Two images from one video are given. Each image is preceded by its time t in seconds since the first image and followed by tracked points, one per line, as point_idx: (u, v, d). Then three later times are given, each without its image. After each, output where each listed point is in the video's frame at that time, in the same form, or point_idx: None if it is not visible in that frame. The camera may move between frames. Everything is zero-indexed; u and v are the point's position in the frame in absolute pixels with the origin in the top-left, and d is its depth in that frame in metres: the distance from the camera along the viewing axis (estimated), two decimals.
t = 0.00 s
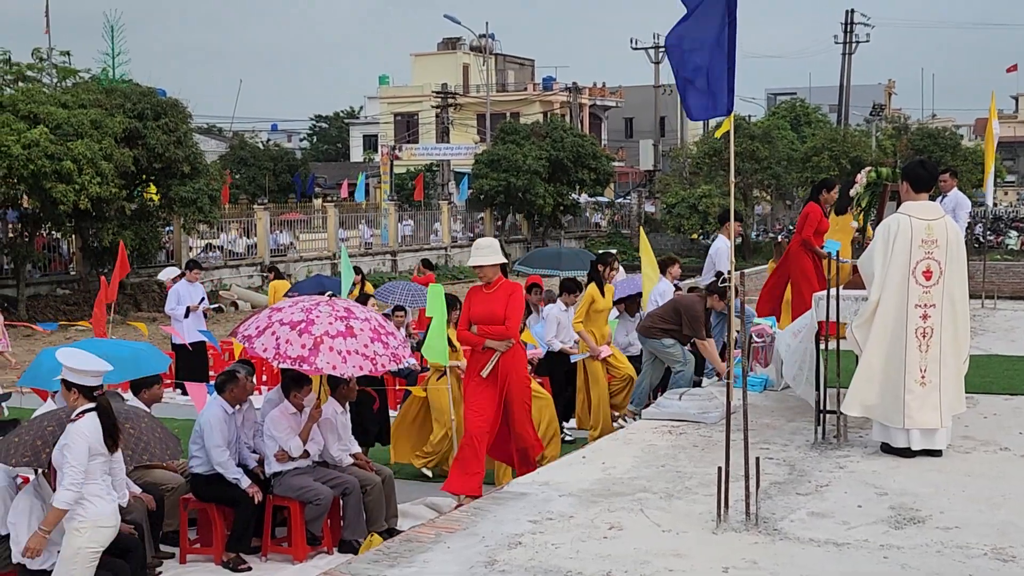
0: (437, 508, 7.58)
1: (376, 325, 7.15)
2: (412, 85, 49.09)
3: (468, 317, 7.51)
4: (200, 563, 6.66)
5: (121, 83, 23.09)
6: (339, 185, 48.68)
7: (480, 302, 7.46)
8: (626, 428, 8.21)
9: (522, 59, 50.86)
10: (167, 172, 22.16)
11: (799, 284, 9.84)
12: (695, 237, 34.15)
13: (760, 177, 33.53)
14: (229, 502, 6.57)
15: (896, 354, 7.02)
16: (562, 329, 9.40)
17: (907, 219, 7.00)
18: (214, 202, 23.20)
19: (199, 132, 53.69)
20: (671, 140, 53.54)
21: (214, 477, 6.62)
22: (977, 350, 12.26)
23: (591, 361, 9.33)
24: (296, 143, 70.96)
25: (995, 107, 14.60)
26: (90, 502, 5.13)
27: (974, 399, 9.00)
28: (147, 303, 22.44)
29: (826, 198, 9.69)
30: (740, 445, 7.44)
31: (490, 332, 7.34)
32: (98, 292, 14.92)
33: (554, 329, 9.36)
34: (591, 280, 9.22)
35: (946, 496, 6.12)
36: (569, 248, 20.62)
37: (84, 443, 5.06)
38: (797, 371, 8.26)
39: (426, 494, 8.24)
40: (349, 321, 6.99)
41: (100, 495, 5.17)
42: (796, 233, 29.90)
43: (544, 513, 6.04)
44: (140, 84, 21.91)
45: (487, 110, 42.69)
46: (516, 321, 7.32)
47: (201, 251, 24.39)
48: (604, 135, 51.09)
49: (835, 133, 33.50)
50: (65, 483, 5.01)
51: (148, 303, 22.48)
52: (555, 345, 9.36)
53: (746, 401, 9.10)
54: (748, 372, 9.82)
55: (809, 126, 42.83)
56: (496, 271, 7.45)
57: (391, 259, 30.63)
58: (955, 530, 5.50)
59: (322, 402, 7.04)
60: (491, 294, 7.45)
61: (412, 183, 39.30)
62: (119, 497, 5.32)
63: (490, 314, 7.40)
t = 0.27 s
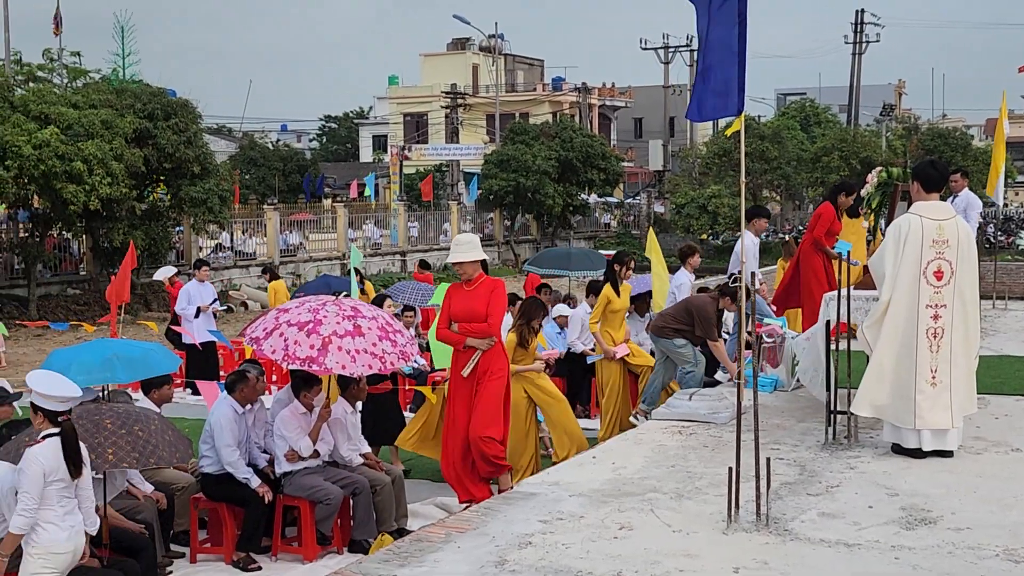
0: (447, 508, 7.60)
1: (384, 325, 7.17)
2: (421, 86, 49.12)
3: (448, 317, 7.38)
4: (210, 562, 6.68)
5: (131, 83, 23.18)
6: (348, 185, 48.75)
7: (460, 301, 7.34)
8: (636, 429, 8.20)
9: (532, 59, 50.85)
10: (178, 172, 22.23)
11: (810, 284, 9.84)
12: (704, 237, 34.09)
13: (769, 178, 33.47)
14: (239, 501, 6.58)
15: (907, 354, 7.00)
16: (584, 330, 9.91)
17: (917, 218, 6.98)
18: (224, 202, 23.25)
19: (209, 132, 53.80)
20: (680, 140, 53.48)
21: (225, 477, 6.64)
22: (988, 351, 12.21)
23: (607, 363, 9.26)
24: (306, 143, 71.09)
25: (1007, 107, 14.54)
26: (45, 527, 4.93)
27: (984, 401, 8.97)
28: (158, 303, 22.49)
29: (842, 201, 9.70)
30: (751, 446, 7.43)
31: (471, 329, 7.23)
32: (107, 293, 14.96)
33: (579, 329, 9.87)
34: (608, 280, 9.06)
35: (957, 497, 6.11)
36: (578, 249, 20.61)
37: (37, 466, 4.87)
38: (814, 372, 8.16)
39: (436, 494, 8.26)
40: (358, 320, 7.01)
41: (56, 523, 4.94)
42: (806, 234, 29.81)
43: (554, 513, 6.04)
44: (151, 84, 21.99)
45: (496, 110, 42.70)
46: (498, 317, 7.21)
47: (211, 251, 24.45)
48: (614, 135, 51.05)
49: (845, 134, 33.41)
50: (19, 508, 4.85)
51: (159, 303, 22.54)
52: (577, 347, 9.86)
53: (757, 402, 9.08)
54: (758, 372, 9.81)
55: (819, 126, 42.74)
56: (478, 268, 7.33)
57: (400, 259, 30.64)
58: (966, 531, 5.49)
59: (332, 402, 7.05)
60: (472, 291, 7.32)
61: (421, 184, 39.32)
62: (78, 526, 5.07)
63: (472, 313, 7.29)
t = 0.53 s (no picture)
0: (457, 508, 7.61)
1: (394, 326, 7.18)
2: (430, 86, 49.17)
3: (427, 329, 7.13)
4: (220, 562, 6.70)
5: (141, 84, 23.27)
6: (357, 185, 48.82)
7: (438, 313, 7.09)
8: (646, 429, 8.20)
9: (541, 60, 50.88)
10: (187, 173, 22.29)
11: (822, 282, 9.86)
12: (714, 238, 34.04)
13: (779, 178, 33.42)
14: (249, 501, 6.60)
15: (918, 356, 6.97)
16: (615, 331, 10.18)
17: (928, 219, 6.96)
18: (234, 203, 23.29)
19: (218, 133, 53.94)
20: (689, 141, 53.42)
21: (234, 478, 6.66)
22: (998, 352, 12.17)
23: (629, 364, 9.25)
24: (315, 143, 71.22)
25: (1017, 107, 14.49)
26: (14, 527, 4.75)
27: (995, 402, 8.94)
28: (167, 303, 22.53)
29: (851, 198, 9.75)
30: (761, 447, 7.42)
31: (447, 343, 6.97)
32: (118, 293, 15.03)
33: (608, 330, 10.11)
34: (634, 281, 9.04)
35: (969, 498, 6.09)
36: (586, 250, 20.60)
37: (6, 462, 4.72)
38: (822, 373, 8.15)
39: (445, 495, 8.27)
40: (368, 322, 7.02)
41: (25, 521, 4.78)
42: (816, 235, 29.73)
43: (564, 514, 6.04)
44: (161, 85, 22.06)
45: (505, 110, 42.73)
46: (475, 333, 6.94)
47: (220, 251, 24.52)
48: (623, 136, 51.02)
49: (854, 134, 33.34)
50: None
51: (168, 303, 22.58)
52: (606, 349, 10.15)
53: (767, 402, 9.08)
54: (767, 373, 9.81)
55: (829, 127, 42.66)
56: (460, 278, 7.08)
57: (409, 260, 30.68)
58: (978, 533, 5.47)
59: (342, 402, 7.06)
60: (452, 303, 7.05)
61: (430, 184, 39.36)
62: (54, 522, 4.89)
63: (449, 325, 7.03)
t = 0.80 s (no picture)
0: (466, 508, 7.63)
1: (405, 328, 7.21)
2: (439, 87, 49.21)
3: (399, 338, 6.86)
4: (229, 562, 6.72)
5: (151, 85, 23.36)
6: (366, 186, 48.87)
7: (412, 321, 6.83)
8: (655, 430, 8.20)
9: (550, 60, 50.88)
10: (197, 173, 22.36)
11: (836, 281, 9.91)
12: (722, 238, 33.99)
13: (788, 178, 33.36)
14: (258, 501, 6.62)
15: (928, 356, 6.95)
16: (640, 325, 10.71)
17: (939, 220, 6.95)
18: (243, 203, 23.35)
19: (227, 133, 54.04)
20: (698, 141, 53.33)
21: (244, 478, 6.68)
22: (1008, 354, 12.13)
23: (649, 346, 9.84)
24: (324, 143, 71.30)
25: None
26: None
27: (1006, 403, 8.91)
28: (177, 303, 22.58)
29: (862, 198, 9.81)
30: (770, 448, 7.41)
31: (418, 353, 6.70)
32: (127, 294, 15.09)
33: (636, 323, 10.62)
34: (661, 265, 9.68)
35: (978, 499, 6.08)
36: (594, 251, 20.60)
37: None
38: (825, 373, 8.18)
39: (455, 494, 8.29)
40: (379, 324, 7.05)
41: None
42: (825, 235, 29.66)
43: (573, 514, 6.04)
44: (171, 86, 22.14)
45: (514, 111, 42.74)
46: (447, 341, 6.71)
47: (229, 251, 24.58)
48: (632, 136, 50.99)
49: (864, 134, 33.25)
50: None
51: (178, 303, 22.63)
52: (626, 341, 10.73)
53: (776, 402, 9.09)
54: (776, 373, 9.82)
55: (839, 127, 42.57)
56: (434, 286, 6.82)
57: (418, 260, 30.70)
58: (988, 534, 5.46)
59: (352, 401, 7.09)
60: (425, 312, 6.80)
61: (439, 185, 39.39)
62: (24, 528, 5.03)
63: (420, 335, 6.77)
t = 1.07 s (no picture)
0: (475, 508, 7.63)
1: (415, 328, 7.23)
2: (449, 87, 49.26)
3: (369, 355, 6.29)
4: (239, 562, 6.74)
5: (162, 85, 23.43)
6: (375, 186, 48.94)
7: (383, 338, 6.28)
8: (665, 430, 8.20)
9: (560, 61, 50.89)
10: (207, 174, 22.41)
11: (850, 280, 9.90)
12: (732, 239, 33.95)
13: (798, 179, 33.32)
14: (268, 502, 6.64)
15: (938, 356, 6.94)
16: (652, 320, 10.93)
17: (950, 220, 6.92)
18: (253, 203, 23.41)
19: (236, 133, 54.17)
20: (708, 142, 53.28)
21: (253, 478, 6.70)
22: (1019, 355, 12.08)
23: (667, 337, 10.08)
24: (333, 143, 71.41)
25: None
26: None
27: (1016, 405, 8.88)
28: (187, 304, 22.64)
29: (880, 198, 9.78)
30: (780, 448, 7.40)
31: (385, 369, 6.09)
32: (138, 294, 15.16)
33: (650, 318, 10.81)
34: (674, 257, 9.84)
35: (989, 501, 6.06)
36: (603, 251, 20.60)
37: None
38: (831, 371, 8.06)
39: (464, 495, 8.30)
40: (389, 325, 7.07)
41: None
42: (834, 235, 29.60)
43: (582, 515, 6.05)
44: (181, 86, 22.21)
45: (523, 111, 42.75)
46: (414, 356, 6.08)
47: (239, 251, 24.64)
48: (641, 137, 50.97)
49: (874, 135, 33.17)
50: None
51: (188, 304, 22.69)
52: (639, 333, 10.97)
53: (785, 403, 9.08)
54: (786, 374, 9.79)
55: (849, 128, 42.49)
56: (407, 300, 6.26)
57: (427, 260, 30.74)
58: (999, 536, 5.44)
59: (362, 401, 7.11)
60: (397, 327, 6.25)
61: (448, 186, 39.45)
62: (15, 522, 5.18)
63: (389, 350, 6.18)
